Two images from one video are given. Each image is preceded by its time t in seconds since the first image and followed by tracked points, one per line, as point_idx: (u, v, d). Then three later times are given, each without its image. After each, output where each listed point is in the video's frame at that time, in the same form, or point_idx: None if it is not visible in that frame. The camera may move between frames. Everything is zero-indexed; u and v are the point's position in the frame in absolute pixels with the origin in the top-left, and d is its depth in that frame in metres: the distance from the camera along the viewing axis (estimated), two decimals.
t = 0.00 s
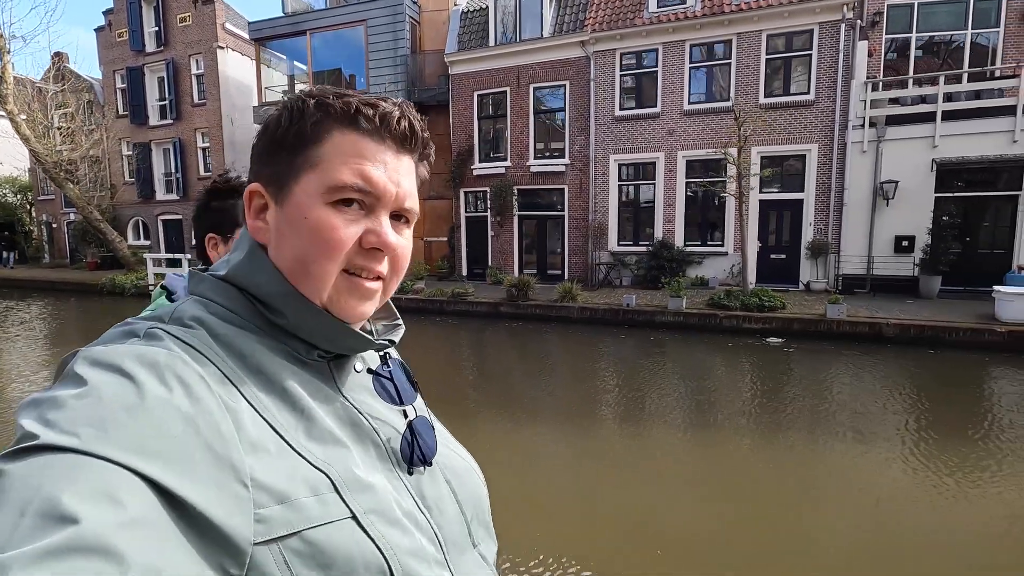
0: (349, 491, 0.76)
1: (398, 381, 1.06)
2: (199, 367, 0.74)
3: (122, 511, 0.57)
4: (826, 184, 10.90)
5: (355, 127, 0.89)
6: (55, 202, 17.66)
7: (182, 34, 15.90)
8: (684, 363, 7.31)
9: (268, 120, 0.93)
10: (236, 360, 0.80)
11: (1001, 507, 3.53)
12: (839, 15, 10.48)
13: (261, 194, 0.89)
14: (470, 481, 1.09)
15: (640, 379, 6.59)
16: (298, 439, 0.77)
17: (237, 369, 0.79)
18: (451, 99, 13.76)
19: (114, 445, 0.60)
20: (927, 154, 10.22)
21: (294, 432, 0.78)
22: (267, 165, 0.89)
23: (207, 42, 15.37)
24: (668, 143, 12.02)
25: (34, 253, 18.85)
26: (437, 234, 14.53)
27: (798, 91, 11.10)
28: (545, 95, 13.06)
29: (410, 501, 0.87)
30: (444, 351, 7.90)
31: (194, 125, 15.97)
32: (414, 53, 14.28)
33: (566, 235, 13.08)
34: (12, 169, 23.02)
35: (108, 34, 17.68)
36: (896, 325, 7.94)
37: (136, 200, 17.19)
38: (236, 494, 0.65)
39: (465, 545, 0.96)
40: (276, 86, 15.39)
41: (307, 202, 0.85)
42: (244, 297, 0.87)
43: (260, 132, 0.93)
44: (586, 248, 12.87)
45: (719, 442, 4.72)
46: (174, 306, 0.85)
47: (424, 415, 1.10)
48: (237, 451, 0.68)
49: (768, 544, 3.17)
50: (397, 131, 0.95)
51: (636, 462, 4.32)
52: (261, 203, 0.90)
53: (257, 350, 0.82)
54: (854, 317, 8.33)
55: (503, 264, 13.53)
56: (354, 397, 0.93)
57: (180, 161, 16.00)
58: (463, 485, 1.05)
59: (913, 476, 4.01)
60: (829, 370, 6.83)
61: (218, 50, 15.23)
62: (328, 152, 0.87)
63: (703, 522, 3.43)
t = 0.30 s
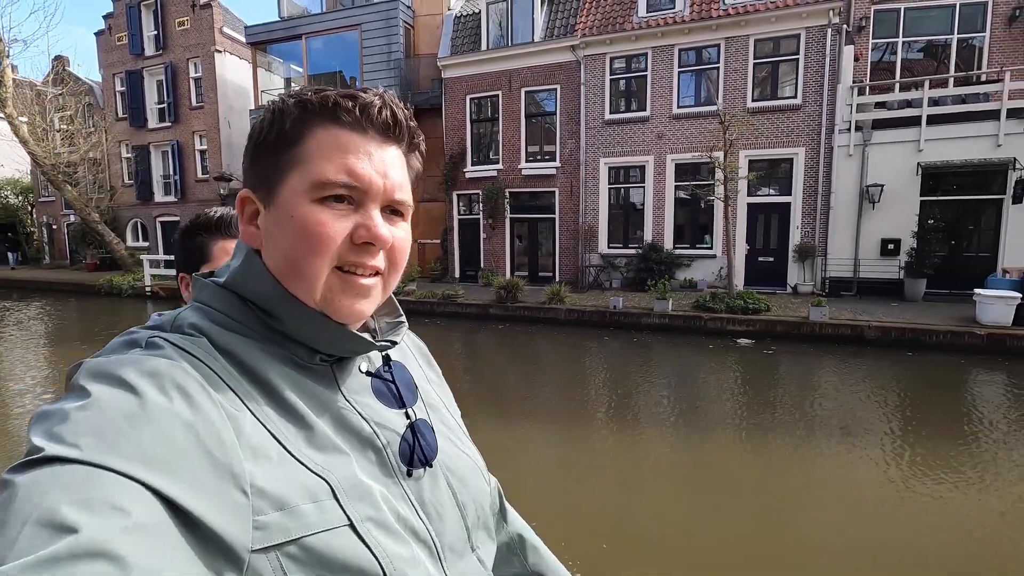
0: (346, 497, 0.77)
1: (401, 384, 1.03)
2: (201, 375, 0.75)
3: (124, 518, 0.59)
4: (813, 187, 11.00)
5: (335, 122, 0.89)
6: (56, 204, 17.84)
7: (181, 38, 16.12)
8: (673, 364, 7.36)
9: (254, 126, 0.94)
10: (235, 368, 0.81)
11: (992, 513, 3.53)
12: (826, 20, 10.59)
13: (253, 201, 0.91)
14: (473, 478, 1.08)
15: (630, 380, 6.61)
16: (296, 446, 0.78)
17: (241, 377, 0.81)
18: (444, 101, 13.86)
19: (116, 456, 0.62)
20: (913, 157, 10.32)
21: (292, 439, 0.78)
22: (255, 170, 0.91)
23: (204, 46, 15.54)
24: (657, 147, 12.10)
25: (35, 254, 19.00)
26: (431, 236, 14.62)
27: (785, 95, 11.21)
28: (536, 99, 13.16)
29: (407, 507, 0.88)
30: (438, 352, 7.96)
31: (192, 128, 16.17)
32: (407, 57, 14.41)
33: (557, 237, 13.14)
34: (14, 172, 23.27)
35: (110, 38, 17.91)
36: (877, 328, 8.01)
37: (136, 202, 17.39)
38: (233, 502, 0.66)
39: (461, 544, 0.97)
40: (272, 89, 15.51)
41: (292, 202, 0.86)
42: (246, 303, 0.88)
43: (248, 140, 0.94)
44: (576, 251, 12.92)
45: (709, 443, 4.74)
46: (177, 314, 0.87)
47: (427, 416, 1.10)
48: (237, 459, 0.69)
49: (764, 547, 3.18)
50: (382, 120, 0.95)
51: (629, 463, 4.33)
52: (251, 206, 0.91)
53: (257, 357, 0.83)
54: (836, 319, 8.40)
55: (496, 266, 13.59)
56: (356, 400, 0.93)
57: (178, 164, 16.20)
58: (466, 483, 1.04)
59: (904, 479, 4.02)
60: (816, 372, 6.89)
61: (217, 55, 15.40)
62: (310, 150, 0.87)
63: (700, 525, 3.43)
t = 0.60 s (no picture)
0: (377, 495, 0.75)
1: (429, 380, 1.01)
2: (231, 377, 0.74)
3: (160, 525, 0.58)
4: (794, 192, 11.16)
5: (357, 114, 0.92)
6: (52, 208, 18.00)
7: (176, 43, 16.37)
8: (659, 365, 7.42)
9: (278, 127, 0.97)
10: (265, 368, 0.80)
11: (981, 513, 3.55)
12: (806, 28, 10.75)
13: (277, 197, 0.92)
14: (506, 473, 1.06)
15: (620, 382, 6.65)
16: (326, 445, 0.76)
17: (272, 378, 0.79)
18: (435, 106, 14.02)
19: (150, 461, 0.61)
20: (891, 164, 10.51)
21: (322, 438, 0.77)
22: (279, 168, 0.93)
23: (200, 52, 15.91)
24: (642, 152, 12.22)
25: (29, 257, 19.09)
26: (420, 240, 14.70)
27: (768, 101, 11.36)
28: (524, 105, 13.27)
29: (440, 499, 0.86)
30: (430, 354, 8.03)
31: (187, 133, 16.44)
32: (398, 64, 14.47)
33: (544, 241, 13.22)
34: (11, 176, 23.49)
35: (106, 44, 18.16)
36: (852, 329, 8.06)
37: (131, 206, 17.67)
38: (266, 502, 0.65)
39: (502, 536, 0.95)
40: (265, 94, 15.58)
41: (317, 190, 0.87)
42: (276, 305, 0.87)
43: (272, 140, 0.96)
44: (564, 254, 13.00)
45: (701, 444, 4.78)
46: (204, 317, 0.86)
47: (456, 410, 1.08)
48: (268, 461, 0.68)
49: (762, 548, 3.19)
50: (402, 114, 0.97)
51: (626, 463, 4.38)
52: (275, 202, 0.93)
53: (285, 357, 0.81)
54: (813, 322, 8.50)
55: (485, 269, 13.67)
56: (386, 395, 0.91)
57: (174, 170, 16.52)
58: (497, 473, 1.02)
59: (896, 481, 4.05)
60: (800, 373, 6.97)
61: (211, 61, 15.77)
62: (333, 141, 0.89)
63: (697, 525, 3.46)
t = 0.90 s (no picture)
0: (389, 506, 0.75)
1: (437, 395, 1.03)
2: (256, 387, 0.75)
3: (192, 524, 0.59)
4: (773, 197, 11.31)
5: (366, 139, 0.95)
6: (42, 212, 18.06)
7: (167, 49, 16.52)
8: (643, 369, 7.47)
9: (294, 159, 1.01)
10: (286, 381, 0.81)
11: (959, 514, 3.59)
12: (783, 37, 10.94)
13: (294, 219, 0.95)
14: (499, 493, 1.05)
15: (603, 385, 6.67)
16: (342, 456, 0.76)
17: (292, 390, 0.80)
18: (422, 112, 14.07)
19: (185, 463, 0.62)
20: (866, 170, 10.64)
21: (338, 450, 0.77)
22: (295, 194, 0.96)
23: (190, 57, 16.03)
24: (625, 158, 12.33)
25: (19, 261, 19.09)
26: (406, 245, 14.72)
27: (748, 108, 11.50)
28: (509, 112, 13.36)
29: (447, 513, 0.85)
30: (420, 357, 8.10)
31: (178, 138, 16.55)
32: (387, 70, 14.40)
33: (530, 246, 13.29)
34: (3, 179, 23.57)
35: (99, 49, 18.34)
36: (826, 333, 8.16)
37: (122, 210, 17.79)
38: (286, 511, 0.66)
39: (496, 555, 0.92)
40: (256, 100, 15.58)
41: (330, 207, 0.89)
42: (295, 320, 0.88)
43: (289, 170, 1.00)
44: (548, 259, 13.06)
45: (686, 446, 4.81)
46: (229, 332, 0.87)
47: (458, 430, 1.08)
48: (289, 470, 0.69)
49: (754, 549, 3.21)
50: (408, 139, 1.00)
51: (619, 465, 4.40)
52: (291, 225, 0.95)
53: (306, 371, 0.82)
54: (788, 326, 8.56)
55: (471, 273, 13.73)
56: (396, 411, 0.91)
57: (164, 173, 16.65)
58: (494, 496, 1.02)
59: (875, 483, 4.08)
60: (779, 377, 7.05)
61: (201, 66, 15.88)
62: (343, 163, 0.92)
63: (693, 525, 3.48)
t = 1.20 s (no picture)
0: (421, 510, 0.75)
1: (463, 411, 1.02)
2: (295, 392, 0.76)
3: (233, 519, 0.60)
4: (748, 202, 11.47)
5: (398, 164, 0.97)
6: (24, 216, 17.94)
7: (151, 54, 16.46)
8: (622, 371, 7.52)
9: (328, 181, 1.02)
10: (321, 387, 0.81)
11: (940, 509, 3.65)
12: (756, 46, 11.15)
13: (331, 239, 0.96)
14: (531, 503, 1.04)
15: (582, 387, 6.70)
16: (376, 461, 0.77)
17: (328, 398, 0.80)
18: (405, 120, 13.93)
19: (230, 460, 0.63)
20: (837, 175, 10.85)
21: (372, 455, 0.77)
22: (331, 214, 0.97)
23: (175, 62, 15.94)
24: (604, 163, 12.44)
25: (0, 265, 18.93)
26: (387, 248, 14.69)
27: (723, 114, 11.67)
28: (490, 117, 13.43)
29: (476, 522, 0.84)
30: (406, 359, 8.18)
31: (162, 142, 16.49)
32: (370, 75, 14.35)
33: (511, 250, 13.36)
34: None
35: (83, 53, 18.31)
36: (796, 335, 8.30)
37: (106, 214, 17.73)
38: (325, 509, 0.66)
39: (530, 563, 0.92)
40: (240, 104, 15.48)
41: (366, 231, 0.91)
42: (327, 331, 0.89)
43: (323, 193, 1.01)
44: (530, 263, 13.13)
45: (670, 446, 4.86)
46: (267, 342, 0.88)
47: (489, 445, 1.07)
48: (328, 470, 0.69)
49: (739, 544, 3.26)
50: (439, 164, 1.01)
51: (607, 465, 4.44)
52: (327, 245, 0.96)
53: (340, 379, 0.82)
54: (760, 328, 8.67)
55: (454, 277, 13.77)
56: (425, 422, 0.90)
57: (148, 177, 16.59)
58: (526, 509, 1.00)
59: (855, 479, 4.13)
60: (753, 378, 7.17)
61: (186, 71, 15.80)
62: (376, 188, 0.94)
63: (684, 522, 3.53)
